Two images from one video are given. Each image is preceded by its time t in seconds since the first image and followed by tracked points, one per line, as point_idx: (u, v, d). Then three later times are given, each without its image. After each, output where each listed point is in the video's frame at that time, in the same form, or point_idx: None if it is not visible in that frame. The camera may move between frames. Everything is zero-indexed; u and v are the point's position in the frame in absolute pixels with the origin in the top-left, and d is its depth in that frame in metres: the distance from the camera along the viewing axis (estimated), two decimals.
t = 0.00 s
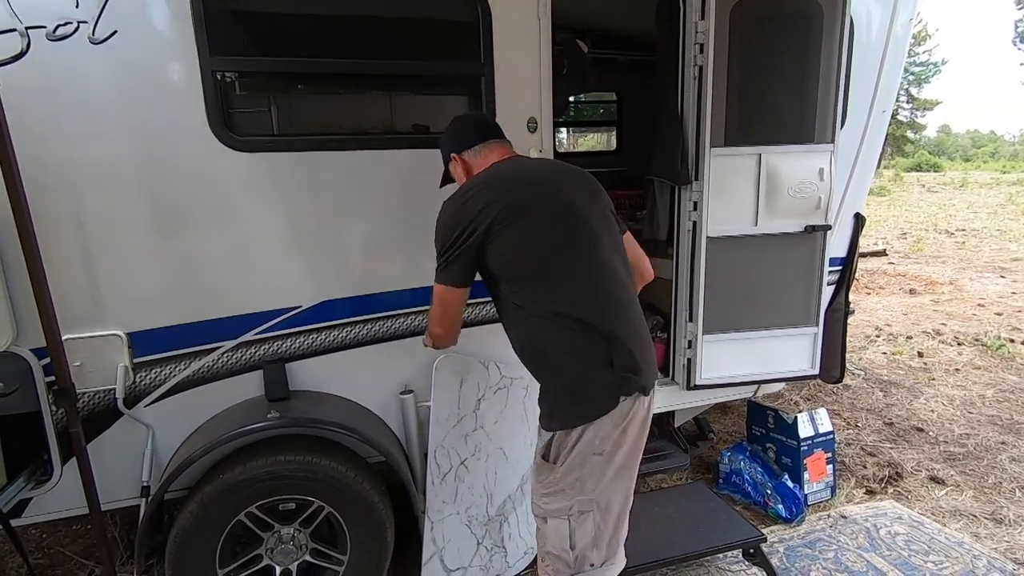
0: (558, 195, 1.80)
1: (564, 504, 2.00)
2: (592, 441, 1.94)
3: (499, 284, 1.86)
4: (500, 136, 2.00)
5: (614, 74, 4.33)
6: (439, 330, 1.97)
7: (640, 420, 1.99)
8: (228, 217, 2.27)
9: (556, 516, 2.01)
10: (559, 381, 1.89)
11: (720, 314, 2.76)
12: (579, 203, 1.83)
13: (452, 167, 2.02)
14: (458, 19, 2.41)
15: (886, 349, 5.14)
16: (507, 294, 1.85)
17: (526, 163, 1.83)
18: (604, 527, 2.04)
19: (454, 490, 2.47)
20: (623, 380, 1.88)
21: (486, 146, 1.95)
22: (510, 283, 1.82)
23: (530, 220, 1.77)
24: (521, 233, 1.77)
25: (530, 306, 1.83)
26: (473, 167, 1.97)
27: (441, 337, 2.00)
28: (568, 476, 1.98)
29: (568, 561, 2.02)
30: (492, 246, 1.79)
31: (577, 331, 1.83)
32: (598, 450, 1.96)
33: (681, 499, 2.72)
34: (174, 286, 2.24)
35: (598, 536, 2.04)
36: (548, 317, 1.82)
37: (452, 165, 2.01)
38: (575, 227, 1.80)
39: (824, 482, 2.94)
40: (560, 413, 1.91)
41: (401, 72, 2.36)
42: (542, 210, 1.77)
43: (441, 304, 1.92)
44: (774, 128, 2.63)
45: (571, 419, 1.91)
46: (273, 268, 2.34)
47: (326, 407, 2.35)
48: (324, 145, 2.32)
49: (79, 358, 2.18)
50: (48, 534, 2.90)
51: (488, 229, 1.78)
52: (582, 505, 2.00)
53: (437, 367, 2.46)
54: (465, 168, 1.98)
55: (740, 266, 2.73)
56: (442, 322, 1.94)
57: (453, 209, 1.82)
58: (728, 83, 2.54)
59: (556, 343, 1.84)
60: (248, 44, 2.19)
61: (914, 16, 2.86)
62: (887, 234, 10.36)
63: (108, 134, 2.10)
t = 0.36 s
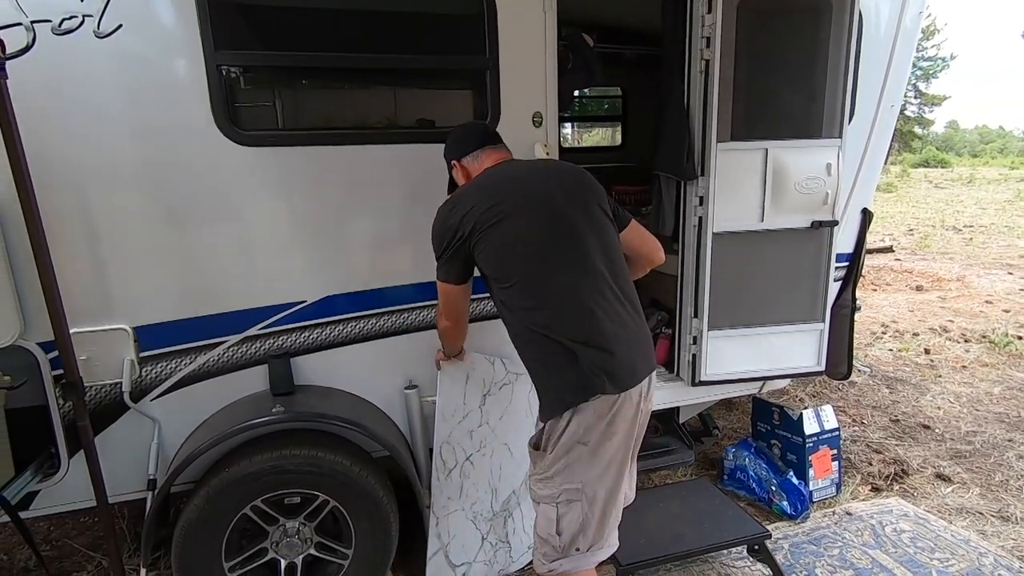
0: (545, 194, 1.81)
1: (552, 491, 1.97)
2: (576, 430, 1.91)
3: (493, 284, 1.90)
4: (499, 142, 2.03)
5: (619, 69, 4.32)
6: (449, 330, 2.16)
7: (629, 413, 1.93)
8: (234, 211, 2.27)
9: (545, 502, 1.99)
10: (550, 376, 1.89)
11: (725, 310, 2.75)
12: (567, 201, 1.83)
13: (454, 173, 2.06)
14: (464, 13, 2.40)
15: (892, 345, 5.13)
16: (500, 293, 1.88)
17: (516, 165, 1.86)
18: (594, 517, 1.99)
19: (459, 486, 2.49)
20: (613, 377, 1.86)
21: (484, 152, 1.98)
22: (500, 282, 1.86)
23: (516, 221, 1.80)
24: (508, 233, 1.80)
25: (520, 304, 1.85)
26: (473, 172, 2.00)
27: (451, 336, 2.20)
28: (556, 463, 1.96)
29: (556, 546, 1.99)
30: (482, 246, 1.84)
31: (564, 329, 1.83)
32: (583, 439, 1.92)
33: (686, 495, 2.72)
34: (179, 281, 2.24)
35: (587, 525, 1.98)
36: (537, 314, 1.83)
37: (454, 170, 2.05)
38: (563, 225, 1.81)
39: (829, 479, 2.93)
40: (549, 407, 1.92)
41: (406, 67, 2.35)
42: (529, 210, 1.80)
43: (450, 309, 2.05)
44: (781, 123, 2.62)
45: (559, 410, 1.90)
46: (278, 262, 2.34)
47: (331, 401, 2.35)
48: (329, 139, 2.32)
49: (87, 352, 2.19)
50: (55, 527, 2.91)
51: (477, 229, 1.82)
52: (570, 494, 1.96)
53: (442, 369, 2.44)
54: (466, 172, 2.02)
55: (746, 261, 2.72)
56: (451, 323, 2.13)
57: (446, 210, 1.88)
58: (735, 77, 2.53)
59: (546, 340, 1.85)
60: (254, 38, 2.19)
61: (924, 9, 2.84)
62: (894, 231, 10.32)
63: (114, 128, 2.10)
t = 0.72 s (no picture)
0: (548, 190, 1.82)
1: (569, 483, 1.95)
2: (590, 420, 1.90)
3: (499, 284, 1.86)
4: (492, 141, 2.03)
5: (624, 65, 4.30)
6: (462, 358, 1.97)
7: (639, 400, 1.96)
8: (237, 208, 2.27)
9: (561, 495, 1.96)
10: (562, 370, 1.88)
11: (730, 307, 2.74)
12: (568, 197, 1.85)
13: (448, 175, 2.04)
14: (468, 8, 2.39)
15: (898, 343, 5.11)
16: (507, 292, 1.85)
17: (515, 163, 1.86)
18: (610, 507, 1.98)
19: (472, 502, 2.42)
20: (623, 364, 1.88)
21: (479, 152, 1.97)
22: (508, 280, 1.83)
23: (524, 217, 1.78)
24: (515, 231, 1.78)
25: (529, 301, 1.83)
26: (467, 172, 1.99)
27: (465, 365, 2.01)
28: (570, 456, 1.94)
29: (575, 538, 1.97)
30: (489, 246, 1.80)
31: (575, 323, 1.83)
32: (596, 429, 1.92)
33: (690, 492, 2.71)
34: (183, 278, 2.24)
35: (604, 515, 1.98)
36: (547, 309, 1.83)
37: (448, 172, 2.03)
38: (566, 220, 1.82)
39: (833, 476, 2.93)
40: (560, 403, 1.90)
41: (410, 63, 2.34)
42: (533, 207, 1.79)
43: (460, 330, 1.88)
44: (786, 119, 2.61)
45: (571, 403, 1.88)
46: (281, 259, 2.34)
47: (335, 398, 2.35)
48: (332, 136, 2.31)
49: (92, 348, 2.19)
50: (59, 522, 2.93)
51: (484, 229, 1.78)
52: (586, 484, 1.95)
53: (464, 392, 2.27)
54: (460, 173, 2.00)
55: (751, 259, 2.71)
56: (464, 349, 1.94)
57: (450, 212, 1.83)
58: (740, 73, 2.52)
59: (557, 335, 1.84)
60: (257, 34, 2.18)
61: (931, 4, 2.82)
62: (899, 228, 10.28)
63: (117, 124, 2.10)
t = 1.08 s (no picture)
0: (553, 194, 1.86)
1: (583, 483, 1.93)
2: (606, 419, 1.88)
3: (512, 287, 1.85)
4: (483, 161, 2.04)
5: (628, 61, 4.29)
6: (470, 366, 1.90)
7: (654, 397, 1.94)
8: (242, 203, 2.27)
9: (575, 496, 1.93)
10: (580, 368, 1.87)
11: (734, 304, 2.73)
12: (571, 199, 1.89)
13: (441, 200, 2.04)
14: (473, 3, 2.38)
15: (903, 341, 5.09)
16: (522, 293, 1.85)
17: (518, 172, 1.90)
18: (620, 505, 1.97)
19: (478, 503, 2.42)
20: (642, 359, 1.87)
21: (472, 173, 1.98)
22: (522, 281, 1.83)
23: (534, 217, 1.80)
24: (527, 230, 1.79)
25: (544, 299, 1.83)
26: (460, 193, 1.99)
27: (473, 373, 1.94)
28: (584, 456, 1.92)
29: (584, 540, 1.94)
30: (502, 247, 1.80)
31: (591, 319, 1.83)
32: (613, 426, 1.89)
33: (694, 489, 2.71)
34: (188, 274, 2.25)
35: (614, 513, 1.96)
36: (562, 306, 1.83)
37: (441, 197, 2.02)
38: (573, 218, 1.85)
39: (838, 474, 2.92)
40: (578, 401, 1.88)
41: (413, 58, 2.33)
42: (542, 207, 1.82)
43: (468, 336, 1.82)
44: (792, 115, 2.59)
45: (590, 402, 1.87)
46: (286, 255, 2.34)
47: (339, 394, 2.35)
48: (337, 131, 2.31)
49: (97, 343, 2.20)
50: (64, 517, 2.94)
51: (496, 232, 1.79)
52: (601, 484, 1.93)
53: (471, 403, 2.25)
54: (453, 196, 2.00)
55: (757, 255, 2.70)
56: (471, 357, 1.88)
57: (459, 218, 1.82)
58: (746, 68, 2.50)
59: (574, 333, 1.83)
60: (261, 28, 2.17)
61: None
62: (905, 225, 10.24)
63: (122, 119, 2.10)
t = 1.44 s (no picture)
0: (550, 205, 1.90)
1: (597, 482, 1.91)
2: (622, 416, 1.87)
3: (521, 295, 1.85)
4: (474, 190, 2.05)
5: (631, 58, 4.29)
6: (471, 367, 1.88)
7: (669, 396, 1.92)
8: (245, 200, 2.27)
9: (589, 495, 1.91)
10: (596, 366, 1.86)
11: (737, 302, 2.73)
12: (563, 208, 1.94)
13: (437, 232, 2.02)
14: None
15: (906, 340, 5.08)
16: (530, 299, 1.85)
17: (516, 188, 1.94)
18: (633, 504, 1.95)
19: (479, 499, 2.41)
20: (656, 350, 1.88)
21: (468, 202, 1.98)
22: (530, 287, 1.83)
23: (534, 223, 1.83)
24: (530, 236, 1.81)
25: (553, 302, 1.84)
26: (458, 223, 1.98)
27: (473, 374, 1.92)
28: (599, 454, 1.90)
29: (595, 539, 1.92)
30: (508, 254, 1.80)
31: (599, 317, 1.84)
32: (629, 424, 1.87)
33: (695, 487, 2.71)
34: (192, 271, 2.25)
35: (626, 512, 1.95)
36: (571, 307, 1.84)
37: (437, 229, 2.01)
38: (570, 223, 1.88)
39: (839, 473, 2.92)
40: (592, 400, 1.88)
41: (416, 55, 2.34)
42: (539, 214, 1.85)
43: (470, 338, 1.80)
44: (796, 113, 2.59)
45: (605, 399, 1.87)
46: (288, 251, 2.35)
47: (341, 391, 2.36)
48: (339, 128, 2.31)
49: (100, 339, 2.20)
50: (68, 512, 2.96)
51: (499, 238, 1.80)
52: (614, 482, 1.91)
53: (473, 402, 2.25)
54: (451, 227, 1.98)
55: (759, 253, 2.70)
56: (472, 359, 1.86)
57: (463, 228, 1.83)
58: (749, 66, 2.50)
59: (583, 332, 1.84)
60: (264, 25, 2.17)
61: None
62: (908, 224, 10.22)
63: (125, 116, 2.10)
